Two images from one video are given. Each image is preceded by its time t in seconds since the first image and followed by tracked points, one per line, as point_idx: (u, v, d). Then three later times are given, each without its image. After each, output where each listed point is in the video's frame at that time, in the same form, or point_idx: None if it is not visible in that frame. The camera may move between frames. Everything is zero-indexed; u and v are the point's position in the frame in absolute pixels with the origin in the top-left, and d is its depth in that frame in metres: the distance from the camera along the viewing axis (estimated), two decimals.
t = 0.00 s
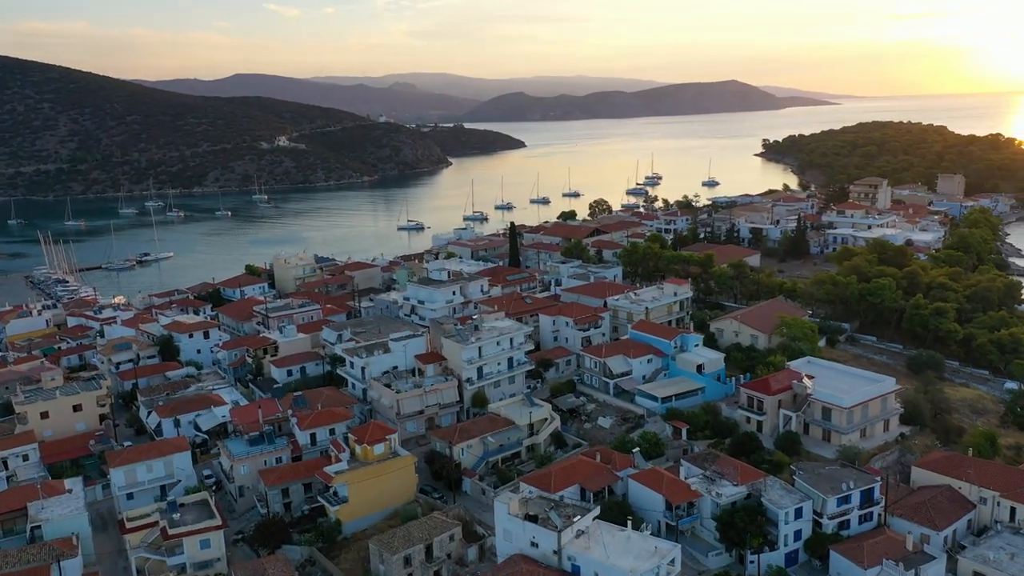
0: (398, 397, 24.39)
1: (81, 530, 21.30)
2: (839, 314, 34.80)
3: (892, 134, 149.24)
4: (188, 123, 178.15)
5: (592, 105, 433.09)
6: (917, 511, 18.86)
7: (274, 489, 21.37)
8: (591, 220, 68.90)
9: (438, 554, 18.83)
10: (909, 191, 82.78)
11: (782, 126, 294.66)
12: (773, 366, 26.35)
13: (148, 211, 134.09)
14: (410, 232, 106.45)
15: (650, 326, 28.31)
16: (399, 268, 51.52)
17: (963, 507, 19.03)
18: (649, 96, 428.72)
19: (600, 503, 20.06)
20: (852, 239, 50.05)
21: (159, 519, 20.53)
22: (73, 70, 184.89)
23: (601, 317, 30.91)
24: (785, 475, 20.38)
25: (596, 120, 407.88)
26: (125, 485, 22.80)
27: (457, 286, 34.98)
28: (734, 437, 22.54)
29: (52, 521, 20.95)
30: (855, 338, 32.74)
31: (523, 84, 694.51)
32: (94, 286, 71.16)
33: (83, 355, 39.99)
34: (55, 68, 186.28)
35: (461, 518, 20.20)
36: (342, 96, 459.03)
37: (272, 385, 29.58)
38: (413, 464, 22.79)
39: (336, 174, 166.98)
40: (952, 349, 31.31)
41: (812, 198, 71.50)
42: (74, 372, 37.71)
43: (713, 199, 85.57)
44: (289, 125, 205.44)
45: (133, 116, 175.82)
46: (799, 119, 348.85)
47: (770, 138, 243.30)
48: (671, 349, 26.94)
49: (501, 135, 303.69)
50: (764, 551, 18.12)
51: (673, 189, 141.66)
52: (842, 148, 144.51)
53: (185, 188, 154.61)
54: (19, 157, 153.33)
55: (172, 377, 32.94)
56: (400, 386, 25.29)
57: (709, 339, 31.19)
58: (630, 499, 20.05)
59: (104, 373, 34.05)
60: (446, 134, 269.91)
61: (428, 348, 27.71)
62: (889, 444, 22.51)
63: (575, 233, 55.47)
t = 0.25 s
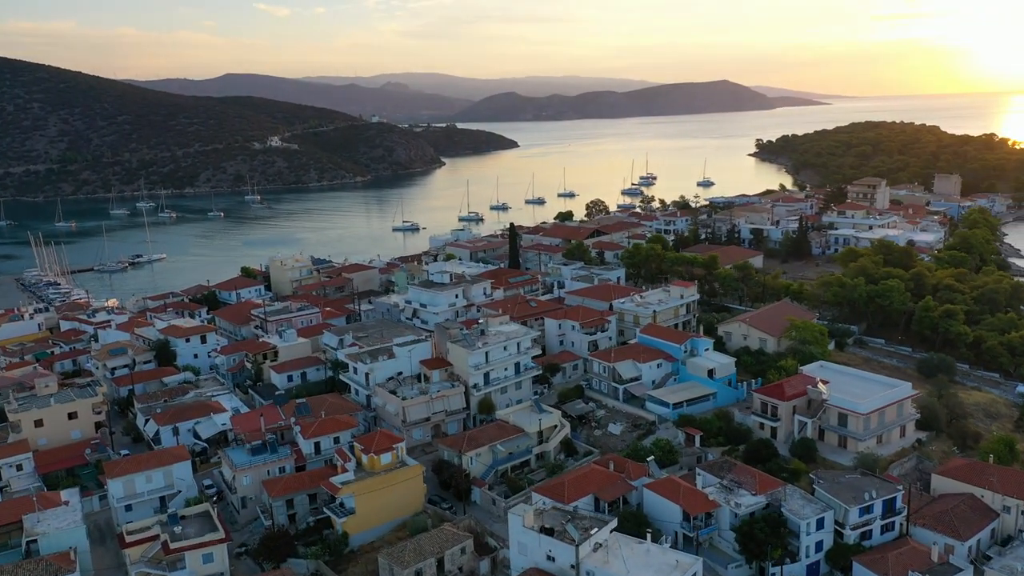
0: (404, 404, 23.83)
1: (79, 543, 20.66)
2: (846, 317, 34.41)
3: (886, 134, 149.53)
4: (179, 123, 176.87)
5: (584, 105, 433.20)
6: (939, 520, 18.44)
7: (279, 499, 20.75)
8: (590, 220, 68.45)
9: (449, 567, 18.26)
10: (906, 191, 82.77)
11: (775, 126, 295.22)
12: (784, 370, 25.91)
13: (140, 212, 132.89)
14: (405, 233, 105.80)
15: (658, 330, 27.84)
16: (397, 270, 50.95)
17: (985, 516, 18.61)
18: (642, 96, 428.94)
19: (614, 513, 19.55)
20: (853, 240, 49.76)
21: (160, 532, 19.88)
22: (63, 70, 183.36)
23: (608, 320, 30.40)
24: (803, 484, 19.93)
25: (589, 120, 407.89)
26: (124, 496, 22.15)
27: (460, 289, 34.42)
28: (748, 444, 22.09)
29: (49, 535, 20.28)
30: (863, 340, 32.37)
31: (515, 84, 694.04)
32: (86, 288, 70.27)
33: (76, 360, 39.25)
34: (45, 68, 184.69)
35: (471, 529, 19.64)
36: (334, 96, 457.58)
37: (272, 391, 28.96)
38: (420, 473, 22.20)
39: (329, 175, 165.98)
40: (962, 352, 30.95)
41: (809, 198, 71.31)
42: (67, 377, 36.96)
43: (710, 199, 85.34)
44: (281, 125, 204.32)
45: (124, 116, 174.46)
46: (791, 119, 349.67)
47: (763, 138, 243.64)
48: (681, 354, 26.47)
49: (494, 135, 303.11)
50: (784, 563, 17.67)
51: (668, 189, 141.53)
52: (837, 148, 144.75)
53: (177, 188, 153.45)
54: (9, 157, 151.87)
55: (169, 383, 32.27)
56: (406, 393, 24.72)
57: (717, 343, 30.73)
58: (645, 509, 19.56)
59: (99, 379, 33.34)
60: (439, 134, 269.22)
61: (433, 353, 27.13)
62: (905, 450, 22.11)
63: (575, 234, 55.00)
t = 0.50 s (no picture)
0: (413, 411, 23.22)
1: (80, 558, 19.95)
2: (857, 319, 33.97)
3: (881, 134, 149.70)
4: (172, 123, 175.55)
5: (578, 105, 433.03)
6: (969, 531, 17.95)
7: (287, 512, 20.09)
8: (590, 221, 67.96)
9: None
10: (905, 190, 82.66)
11: (769, 126, 295.66)
12: (800, 375, 25.42)
13: (133, 213, 131.67)
14: (402, 234, 105.11)
15: (671, 334, 27.31)
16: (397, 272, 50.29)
17: (1017, 527, 18.12)
18: (636, 96, 429.23)
19: (634, 525, 18.97)
20: (859, 241, 49.39)
21: (164, 546, 19.20)
22: (54, 69, 181.79)
23: (618, 324, 29.85)
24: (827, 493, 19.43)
25: (582, 120, 407.76)
26: (125, 508, 21.45)
27: (465, 292, 33.82)
28: (768, 452, 21.57)
29: (49, 550, 19.56)
30: (875, 343, 31.93)
31: (508, 84, 693.65)
32: (79, 291, 69.35)
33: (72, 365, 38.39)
34: (35, 68, 183.09)
35: (487, 542, 19.03)
36: (327, 96, 455.90)
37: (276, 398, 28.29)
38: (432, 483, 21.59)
39: (323, 175, 165.02)
40: (976, 355, 30.56)
41: (810, 198, 71.02)
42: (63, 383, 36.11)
43: (709, 199, 85.03)
44: (275, 125, 203.14)
45: (116, 116, 173.07)
46: (784, 119, 350.23)
47: (757, 138, 243.78)
48: (695, 358, 25.95)
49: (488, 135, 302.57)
50: None
51: (664, 189, 141.29)
52: (833, 148, 144.79)
53: (169, 189, 152.24)
54: None
55: (169, 389, 31.57)
56: (414, 400, 24.09)
57: (729, 347, 30.23)
58: (665, 520, 19.02)
59: (97, 385, 32.59)
60: (433, 134, 268.46)
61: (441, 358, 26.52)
62: (928, 458, 21.63)
63: (577, 235, 54.45)
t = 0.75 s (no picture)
0: (425, 419, 22.56)
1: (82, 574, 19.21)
2: (869, 322, 33.50)
3: (877, 133, 149.91)
4: (163, 123, 174.10)
5: (572, 105, 432.86)
6: (1004, 542, 17.47)
7: (297, 525, 19.39)
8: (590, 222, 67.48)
9: None
10: (904, 190, 82.53)
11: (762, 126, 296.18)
12: (819, 379, 24.90)
13: (125, 214, 130.42)
14: (398, 235, 104.41)
15: (685, 338, 26.74)
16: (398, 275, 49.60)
17: None
18: (629, 96, 429.48)
19: (658, 538, 18.41)
20: (864, 241, 49.07)
21: (171, 562, 18.49)
22: (44, 69, 180.08)
23: (630, 328, 29.28)
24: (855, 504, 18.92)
25: (576, 120, 407.52)
26: (129, 521, 20.72)
27: (472, 295, 33.18)
28: (791, 460, 21.03)
29: (50, 566, 18.81)
30: (889, 346, 31.46)
31: (501, 84, 693.08)
32: (73, 293, 68.37)
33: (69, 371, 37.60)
34: (25, 67, 181.34)
35: (507, 556, 18.40)
36: (318, 96, 454.16)
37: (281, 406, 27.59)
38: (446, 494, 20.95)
39: (317, 175, 164.01)
40: (992, 358, 30.14)
41: (810, 198, 70.79)
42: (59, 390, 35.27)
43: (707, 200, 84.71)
44: (267, 125, 201.87)
45: (107, 116, 171.55)
46: (777, 118, 350.84)
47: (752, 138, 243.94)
48: (711, 363, 25.39)
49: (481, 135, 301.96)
50: None
51: (660, 189, 141.01)
52: (829, 148, 144.85)
53: (162, 189, 150.91)
54: None
55: (169, 395, 30.81)
56: (425, 408, 23.46)
57: (742, 350, 29.70)
58: (690, 532, 18.46)
59: (95, 392, 31.79)
60: (426, 134, 267.60)
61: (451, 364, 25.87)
62: (955, 465, 21.17)
63: (579, 236, 53.90)
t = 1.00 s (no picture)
0: (439, 427, 21.91)
1: None
2: (883, 324, 33.04)
3: (871, 133, 150.16)
4: (155, 123, 172.65)
5: (565, 105, 432.75)
6: None
7: (310, 540, 18.67)
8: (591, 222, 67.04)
9: None
10: (904, 189, 82.46)
11: (756, 125, 296.64)
12: (840, 384, 24.37)
13: (117, 215, 129.22)
14: (394, 236, 103.72)
15: (702, 342, 26.16)
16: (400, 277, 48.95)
17: None
18: (622, 95, 429.76)
19: (685, 551, 17.79)
20: (870, 242, 48.74)
21: None
22: (33, 68, 178.42)
23: (643, 331, 28.71)
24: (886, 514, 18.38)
25: (569, 120, 407.33)
26: (133, 536, 19.97)
27: (479, 299, 32.55)
28: (817, 469, 20.46)
29: None
30: (904, 349, 31.01)
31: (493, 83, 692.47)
32: (66, 296, 67.39)
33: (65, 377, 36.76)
34: (14, 67, 179.59)
35: (528, 570, 17.74)
36: (310, 95, 452.37)
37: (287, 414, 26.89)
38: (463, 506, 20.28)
39: (311, 175, 162.99)
40: (1010, 361, 29.66)
41: (811, 199, 70.53)
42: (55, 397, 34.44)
43: (706, 200, 84.43)
44: (260, 125, 200.63)
45: (97, 116, 170.03)
46: (770, 118, 351.65)
47: (745, 138, 244.18)
48: (729, 368, 24.83)
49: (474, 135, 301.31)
50: None
51: (656, 189, 140.73)
52: (824, 148, 144.98)
53: (154, 190, 149.59)
54: None
55: (170, 402, 30.07)
56: (438, 416, 22.80)
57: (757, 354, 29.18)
58: (718, 545, 17.86)
59: (93, 399, 31.01)
60: (419, 134, 266.72)
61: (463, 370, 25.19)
62: (983, 474, 20.68)
63: (582, 237, 53.40)
